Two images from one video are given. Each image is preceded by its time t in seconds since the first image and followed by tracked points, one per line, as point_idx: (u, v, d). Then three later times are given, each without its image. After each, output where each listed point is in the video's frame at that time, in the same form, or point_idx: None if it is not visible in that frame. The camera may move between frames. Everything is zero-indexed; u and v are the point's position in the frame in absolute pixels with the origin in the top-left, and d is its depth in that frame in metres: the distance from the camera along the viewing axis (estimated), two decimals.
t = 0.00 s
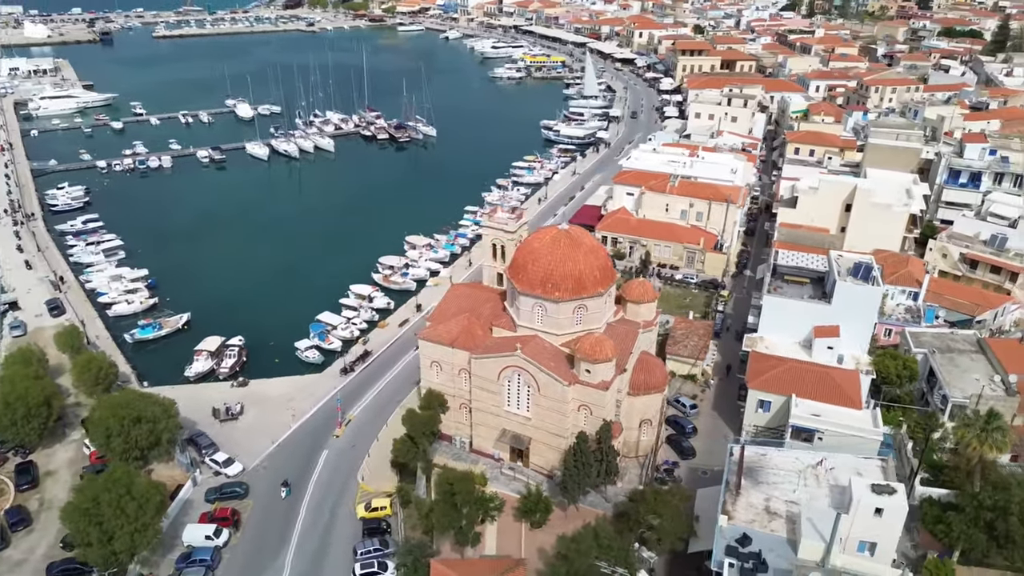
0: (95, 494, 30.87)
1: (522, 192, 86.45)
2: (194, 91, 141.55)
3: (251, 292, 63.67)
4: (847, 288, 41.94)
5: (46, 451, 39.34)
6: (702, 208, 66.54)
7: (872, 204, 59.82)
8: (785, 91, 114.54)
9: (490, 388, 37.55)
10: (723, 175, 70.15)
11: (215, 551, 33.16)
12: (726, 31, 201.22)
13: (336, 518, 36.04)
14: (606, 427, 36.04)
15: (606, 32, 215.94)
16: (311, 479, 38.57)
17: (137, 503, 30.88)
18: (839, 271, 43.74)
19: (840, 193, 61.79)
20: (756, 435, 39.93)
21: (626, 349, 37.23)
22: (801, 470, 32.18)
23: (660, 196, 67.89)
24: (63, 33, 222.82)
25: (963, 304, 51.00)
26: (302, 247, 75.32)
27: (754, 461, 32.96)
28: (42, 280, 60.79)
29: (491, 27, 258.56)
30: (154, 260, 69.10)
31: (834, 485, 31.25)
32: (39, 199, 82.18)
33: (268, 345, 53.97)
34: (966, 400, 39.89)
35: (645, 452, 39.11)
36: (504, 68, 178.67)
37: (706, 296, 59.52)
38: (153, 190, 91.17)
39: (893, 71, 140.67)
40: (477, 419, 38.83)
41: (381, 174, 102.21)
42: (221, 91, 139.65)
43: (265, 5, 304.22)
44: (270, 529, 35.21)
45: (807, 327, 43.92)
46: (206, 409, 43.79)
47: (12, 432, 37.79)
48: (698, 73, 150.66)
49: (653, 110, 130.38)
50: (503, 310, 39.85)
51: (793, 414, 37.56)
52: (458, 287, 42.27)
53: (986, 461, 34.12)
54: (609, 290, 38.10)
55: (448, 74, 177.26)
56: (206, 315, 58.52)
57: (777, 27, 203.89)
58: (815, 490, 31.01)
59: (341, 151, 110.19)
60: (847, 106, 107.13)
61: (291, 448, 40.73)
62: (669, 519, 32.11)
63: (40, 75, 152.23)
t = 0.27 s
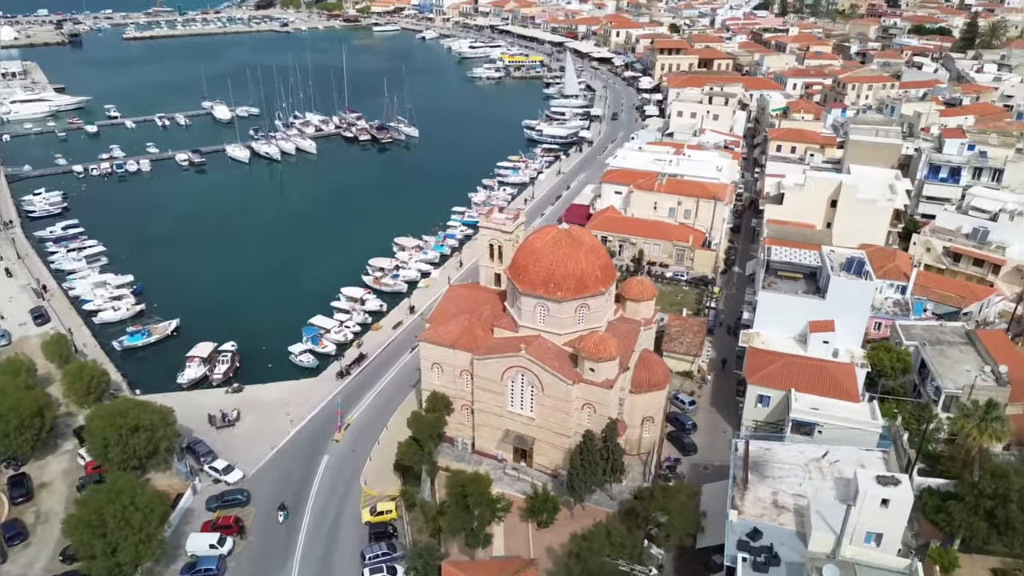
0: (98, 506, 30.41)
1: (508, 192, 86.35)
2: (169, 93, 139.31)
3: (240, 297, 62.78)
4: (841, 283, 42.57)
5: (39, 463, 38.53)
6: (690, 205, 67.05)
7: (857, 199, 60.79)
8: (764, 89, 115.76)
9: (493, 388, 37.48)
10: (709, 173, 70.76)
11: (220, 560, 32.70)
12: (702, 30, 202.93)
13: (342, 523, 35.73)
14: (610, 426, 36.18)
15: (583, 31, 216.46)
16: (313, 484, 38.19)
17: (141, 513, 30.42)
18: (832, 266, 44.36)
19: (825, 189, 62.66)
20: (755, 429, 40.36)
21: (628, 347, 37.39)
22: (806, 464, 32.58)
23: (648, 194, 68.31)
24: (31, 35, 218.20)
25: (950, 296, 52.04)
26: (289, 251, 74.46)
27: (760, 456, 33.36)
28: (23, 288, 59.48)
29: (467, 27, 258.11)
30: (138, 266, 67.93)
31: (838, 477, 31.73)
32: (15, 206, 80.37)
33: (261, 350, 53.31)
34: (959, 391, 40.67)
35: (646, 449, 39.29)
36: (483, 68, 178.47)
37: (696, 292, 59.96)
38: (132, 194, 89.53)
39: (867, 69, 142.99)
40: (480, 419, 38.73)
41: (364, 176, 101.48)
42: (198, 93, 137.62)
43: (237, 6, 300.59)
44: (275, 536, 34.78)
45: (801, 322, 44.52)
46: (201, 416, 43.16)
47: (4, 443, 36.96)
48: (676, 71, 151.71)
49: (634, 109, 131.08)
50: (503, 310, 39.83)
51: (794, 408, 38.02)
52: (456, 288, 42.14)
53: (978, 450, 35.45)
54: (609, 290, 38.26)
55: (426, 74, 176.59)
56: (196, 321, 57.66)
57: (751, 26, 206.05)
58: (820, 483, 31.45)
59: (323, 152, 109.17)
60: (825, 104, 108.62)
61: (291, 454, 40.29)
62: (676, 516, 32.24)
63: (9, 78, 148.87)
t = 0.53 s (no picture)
0: (103, 517, 29.80)
1: (493, 191, 86.21)
2: (142, 96, 136.76)
3: (228, 301, 61.77)
4: (834, 277, 43.28)
5: (33, 475, 37.65)
6: (677, 203, 67.54)
7: (841, 194, 61.73)
8: (741, 86, 117.06)
9: (497, 389, 37.40)
10: (695, 170, 71.34)
11: (227, 569, 32.24)
12: (676, 28, 204.59)
13: (348, 528, 35.44)
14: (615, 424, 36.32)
15: (558, 31, 216.85)
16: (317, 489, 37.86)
17: (147, 524, 29.87)
18: (825, 260, 44.97)
19: (810, 184, 63.54)
20: (755, 423, 40.82)
21: (631, 345, 37.59)
22: (810, 456, 33.15)
23: (635, 191, 68.66)
24: None
25: (935, 288, 53.20)
26: (275, 254, 73.49)
27: (764, 450, 33.88)
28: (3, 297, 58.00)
29: (441, 26, 257.19)
30: (121, 273, 66.60)
31: (843, 468, 32.28)
32: None
33: (253, 355, 52.58)
34: (951, 380, 41.55)
35: (649, 446, 39.50)
36: (460, 68, 178.01)
37: (687, 289, 60.39)
38: (109, 199, 87.74)
39: (839, 65, 145.34)
40: (484, 421, 38.65)
41: (346, 177, 100.52)
42: (171, 96, 135.28)
43: (205, 7, 296.04)
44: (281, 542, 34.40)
45: (795, 316, 45.15)
46: (197, 424, 42.50)
47: None
48: (653, 70, 152.70)
49: (612, 107, 131.69)
50: (504, 310, 39.81)
51: (794, 401, 38.50)
52: (455, 288, 41.99)
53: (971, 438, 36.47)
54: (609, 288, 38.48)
55: (403, 74, 175.59)
56: (184, 326, 56.66)
57: (724, 24, 208.16)
58: (826, 474, 31.97)
59: (303, 154, 108.02)
60: (802, 100, 110.12)
61: (292, 459, 39.88)
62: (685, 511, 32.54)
63: None
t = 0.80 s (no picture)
0: (107, 529, 29.22)
1: (478, 191, 86.01)
2: (113, 99, 134.07)
3: (215, 307, 60.71)
4: (827, 271, 43.91)
5: (26, 489, 36.76)
6: (663, 200, 68.01)
7: (825, 189, 62.67)
8: (718, 84, 118.21)
9: (500, 389, 37.34)
10: (680, 168, 71.89)
11: None
12: (649, 27, 205.94)
13: (353, 533, 35.10)
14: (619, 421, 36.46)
15: (533, 30, 216.89)
16: (319, 495, 37.45)
17: (152, 535, 29.31)
18: (817, 256, 45.62)
19: (794, 180, 64.39)
20: (754, 417, 41.25)
21: (632, 342, 37.78)
22: (813, 448, 33.64)
23: (622, 190, 68.99)
24: None
25: (920, 281, 54.21)
26: (258, 257, 72.41)
27: (768, 443, 34.28)
28: None
29: (415, 26, 255.99)
30: (102, 279, 65.23)
31: (845, 460, 32.81)
32: None
33: (244, 360, 51.85)
34: (943, 370, 42.40)
35: (651, 443, 39.70)
36: (436, 68, 177.38)
37: (676, 285, 60.80)
38: (86, 205, 85.88)
39: (812, 63, 147.42)
40: (486, 421, 38.55)
41: (327, 179, 99.55)
42: (144, 98, 132.83)
43: (173, 7, 291.10)
44: (286, 550, 33.96)
45: (789, 311, 45.78)
46: (193, 431, 41.81)
47: None
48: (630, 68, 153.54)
49: (591, 106, 132.18)
50: (504, 310, 39.77)
51: (792, 394, 38.97)
52: (453, 289, 41.86)
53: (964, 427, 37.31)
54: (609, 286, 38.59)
55: (379, 75, 174.41)
56: (172, 333, 55.66)
57: (697, 23, 210.08)
58: (830, 466, 32.46)
59: (283, 156, 106.77)
60: (779, 98, 111.53)
61: (292, 465, 39.42)
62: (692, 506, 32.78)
63: None
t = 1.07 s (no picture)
0: (113, 541, 28.66)
1: (463, 191, 85.74)
2: (84, 102, 131.22)
3: (203, 312, 59.70)
4: (820, 265, 44.56)
5: (20, 502, 35.88)
6: (651, 198, 68.43)
7: (810, 185, 63.56)
8: (697, 82, 119.20)
9: (503, 389, 37.29)
10: (665, 166, 72.40)
11: None
12: (624, 25, 207.05)
13: (359, 538, 34.81)
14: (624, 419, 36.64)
15: (508, 29, 216.42)
16: (322, 500, 37.09)
17: (160, 546, 28.86)
18: (809, 250, 46.25)
19: (779, 176, 65.21)
20: (752, 411, 41.70)
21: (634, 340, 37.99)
22: (816, 441, 34.10)
23: (610, 188, 69.28)
24: None
25: (906, 274, 55.22)
26: (243, 261, 71.34)
27: (772, 437, 34.67)
28: None
29: (389, 26, 254.37)
30: (84, 287, 63.75)
31: (848, 451, 33.33)
32: None
33: (237, 366, 51.07)
34: (934, 361, 43.23)
35: (652, 439, 39.92)
36: (413, 68, 176.52)
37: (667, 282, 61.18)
38: (61, 211, 83.88)
39: (787, 61, 149.37)
40: (489, 422, 38.47)
41: (309, 181, 98.51)
42: (116, 101, 130.22)
43: (140, 8, 285.74)
44: (292, 558, 33.57)
45: (783, 306, 46.43)
46: (189, 439, 41.14)
47: None
48: (607, 67, 154.21)
49: (571, 105, 132.50)
50: (504, 310, 39.74)
51: (791, 388, 39.48)
52: (452, 290, 41.70)
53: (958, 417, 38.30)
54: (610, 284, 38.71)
55: (355, 75, 172.96)
56: (160, 340, 54.59)
57: (671, 21, 211.67)
58: (833, 458, 32.94)
59: (263, 159, 105.48)
60: (757, 95, 112.76)
61: (293, 471, 38.98)
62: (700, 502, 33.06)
63: None
